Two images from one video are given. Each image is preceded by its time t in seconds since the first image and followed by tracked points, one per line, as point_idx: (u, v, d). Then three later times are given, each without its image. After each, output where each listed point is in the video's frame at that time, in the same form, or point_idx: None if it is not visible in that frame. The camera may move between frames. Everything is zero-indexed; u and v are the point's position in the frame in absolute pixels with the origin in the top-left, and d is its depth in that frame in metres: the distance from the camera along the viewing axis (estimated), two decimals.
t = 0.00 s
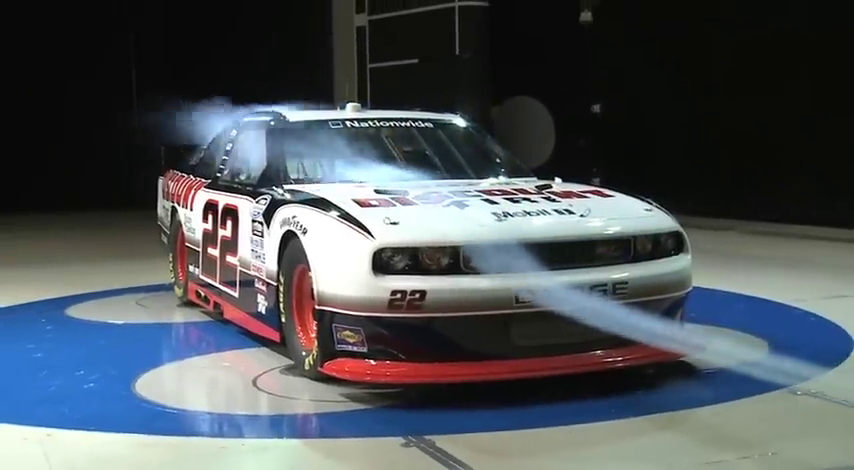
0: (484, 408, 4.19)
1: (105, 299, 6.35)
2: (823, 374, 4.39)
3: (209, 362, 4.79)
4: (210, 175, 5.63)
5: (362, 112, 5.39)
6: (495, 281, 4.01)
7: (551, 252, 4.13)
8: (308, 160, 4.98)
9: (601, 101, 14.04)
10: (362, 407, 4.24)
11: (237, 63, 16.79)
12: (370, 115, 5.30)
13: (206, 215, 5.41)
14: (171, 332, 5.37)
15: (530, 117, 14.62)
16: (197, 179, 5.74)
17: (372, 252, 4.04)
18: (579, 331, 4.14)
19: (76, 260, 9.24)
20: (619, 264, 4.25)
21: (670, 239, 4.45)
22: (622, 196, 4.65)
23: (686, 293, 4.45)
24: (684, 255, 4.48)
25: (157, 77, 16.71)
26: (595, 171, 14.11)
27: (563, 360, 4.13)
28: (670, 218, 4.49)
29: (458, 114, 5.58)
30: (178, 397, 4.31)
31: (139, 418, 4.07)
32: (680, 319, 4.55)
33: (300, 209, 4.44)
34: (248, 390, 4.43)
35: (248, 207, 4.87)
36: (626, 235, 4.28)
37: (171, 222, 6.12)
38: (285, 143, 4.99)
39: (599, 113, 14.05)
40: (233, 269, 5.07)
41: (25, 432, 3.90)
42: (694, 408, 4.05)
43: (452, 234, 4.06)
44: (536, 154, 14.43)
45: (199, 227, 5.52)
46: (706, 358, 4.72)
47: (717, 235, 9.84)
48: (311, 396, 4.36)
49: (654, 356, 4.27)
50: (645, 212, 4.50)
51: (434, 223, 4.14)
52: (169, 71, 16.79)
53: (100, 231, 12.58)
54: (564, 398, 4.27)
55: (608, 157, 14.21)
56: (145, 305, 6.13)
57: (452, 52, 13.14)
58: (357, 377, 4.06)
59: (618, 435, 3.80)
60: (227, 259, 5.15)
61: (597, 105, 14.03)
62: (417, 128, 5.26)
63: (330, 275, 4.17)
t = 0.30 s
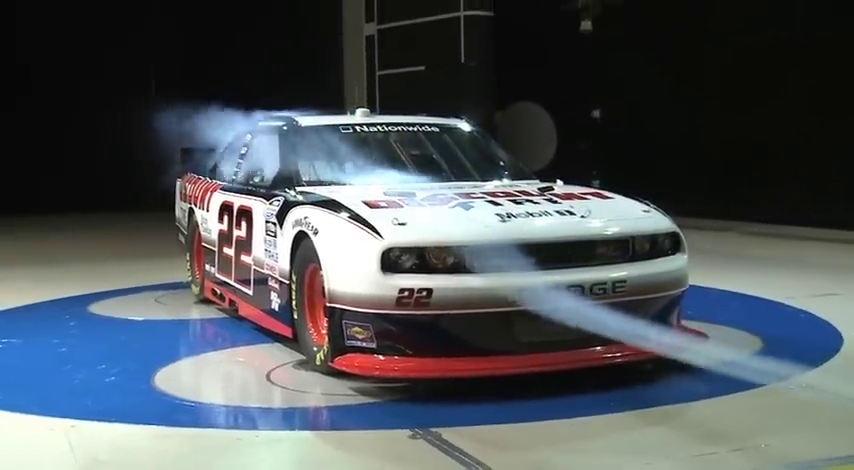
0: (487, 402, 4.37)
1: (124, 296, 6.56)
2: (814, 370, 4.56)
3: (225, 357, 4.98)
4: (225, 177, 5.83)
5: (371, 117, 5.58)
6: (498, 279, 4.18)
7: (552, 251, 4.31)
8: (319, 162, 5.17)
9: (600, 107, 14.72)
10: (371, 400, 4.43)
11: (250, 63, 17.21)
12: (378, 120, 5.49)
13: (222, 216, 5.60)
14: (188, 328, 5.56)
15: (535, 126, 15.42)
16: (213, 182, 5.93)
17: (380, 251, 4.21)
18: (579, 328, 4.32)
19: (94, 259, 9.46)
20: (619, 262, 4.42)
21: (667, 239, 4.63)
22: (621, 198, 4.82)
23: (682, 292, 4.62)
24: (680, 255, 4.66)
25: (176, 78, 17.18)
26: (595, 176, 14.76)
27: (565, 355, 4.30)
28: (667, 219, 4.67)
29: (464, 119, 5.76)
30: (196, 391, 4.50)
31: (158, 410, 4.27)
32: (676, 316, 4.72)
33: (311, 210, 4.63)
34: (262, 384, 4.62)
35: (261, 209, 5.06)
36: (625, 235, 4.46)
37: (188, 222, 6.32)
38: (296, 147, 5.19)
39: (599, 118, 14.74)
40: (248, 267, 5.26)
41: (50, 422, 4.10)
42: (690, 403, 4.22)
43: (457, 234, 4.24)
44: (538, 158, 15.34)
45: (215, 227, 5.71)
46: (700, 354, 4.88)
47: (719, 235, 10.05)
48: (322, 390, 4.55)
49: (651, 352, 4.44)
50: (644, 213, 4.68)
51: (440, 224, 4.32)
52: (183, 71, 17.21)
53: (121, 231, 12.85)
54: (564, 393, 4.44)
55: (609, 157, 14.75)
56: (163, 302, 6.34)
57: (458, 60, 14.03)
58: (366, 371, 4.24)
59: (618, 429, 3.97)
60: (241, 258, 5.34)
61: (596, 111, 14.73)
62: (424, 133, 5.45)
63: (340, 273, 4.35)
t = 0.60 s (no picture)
0: (491, 396, 4.56)
1: (143, 295, 6.77)
2: (805, 365, 4.74)
3: (240, 353, 5.18)
4: (240, 181, 6.04)
5: (380, 123, 5.79)
6: (502, 278, 4.36)
7: (554, 251, 4.49)
8: (330, 165, 5.37)
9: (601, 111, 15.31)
10: (380, 394, 4.62)
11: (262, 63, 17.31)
12: (387, 126, 5.71)
13: (237, 217, 5.80)
14: (206, 325, 5.77)
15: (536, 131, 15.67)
16: (229, 185, 6.14)
17: (389, 251, 4.39)
18: (580, 325, 4.50)
19: (105, 260, 9.67)
20: (618, 262, 4.61)
21: (665, 240, 4.82)
22: (621, 201, 5.01)
23: (679, 290, 4.80)
24: (678, 255, 4.85)
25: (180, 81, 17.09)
26: (596, 179, 15.34)
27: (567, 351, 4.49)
28: (665, 221, 4.86)
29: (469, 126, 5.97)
30: (214, 385, 4.71)
31: (176, 403, 4.47)
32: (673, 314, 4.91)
33: (323, 212, 4.82)
34: (276, 378, 4.82)
35: (275, 210, 5.26)
36: (624, 236, 4.64)
37: (205, 224, 6.53)
38: (309, 150, 5.40)
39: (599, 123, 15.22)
40: (262, 267, 5.46)
41: (73, 414, 4.30)
42: (686, 398, 4.40)
43: (463, 235, 4.42)
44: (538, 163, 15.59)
45: (231, 228, 5.91)
46: (695, 351, 5.06)
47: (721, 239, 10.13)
48: (333, 384, 4.74)
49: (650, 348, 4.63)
50: (642, 215, 4.87)
51: (446, 225, 4.51)
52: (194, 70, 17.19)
53: (132, 235, 12.94)
54: (566, 388, 4.63)
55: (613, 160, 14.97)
56: (181, 300, 6.55)
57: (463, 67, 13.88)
58: (375, 367, 4.43)
59: (616, 423, 4.16)
60: (255, 258, 5.54)
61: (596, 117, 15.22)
62: (431, 138, 5.65)
63: (350, 273, 4.54)
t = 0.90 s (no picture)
0: (494, 392, 4.75)
1: (160, 294, 6.99)
2: (797, 363, 4.92)
3: (253, 350, 5.38)
4: (254, 185, 6.24)
5: (388, 130, 5.99)
6: (505, 278, 4.55)
7: (555, 253, 4.68)
8: (340, 171, 5.58)
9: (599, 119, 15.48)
10: (387, 391, 4.81)
11: (276, 67, 17.55)
12: (395, 132, 5.91)
13: (251, 220, 6.00)
14: (220, 323, 5.98)
15: (537, 135, 16.28)
16: (243, 188, 6.34)
17: (396, 253, 4.58)
18: (579, 324, 4.68)
19: (119, 261, 9.90)
20: (617, 263, 4.80)
21: (661, 242, 5.01)
22: (619, 205, 5.21)
23: (675, 290, 4.99)
24: (674, 256, 5.04)
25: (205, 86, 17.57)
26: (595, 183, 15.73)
27: (567, 350, 4.68)
28: (662, 224, 5.05)
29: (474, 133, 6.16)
30: (228, 381, 4.91)
31: (192, 399, 4.67)
32: (670, 314, 5.09)
33: (332, 216, 5.02)
34: (287, 375, 5.02)
35: (287, 213, 5.45)
36: (622, 238, 4.83)
37: (220, 226, 6.74)
38: (319, 157, 5.62)
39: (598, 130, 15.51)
40: (274, 268, 5.66)
41: (95, 408, 4.51)
42: (682, 395, 4.58)
43: (467, 237, 4.60)
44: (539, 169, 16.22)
45: (244, 231, 6.12)
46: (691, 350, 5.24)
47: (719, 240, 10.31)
48: (342, 380, 4.94)
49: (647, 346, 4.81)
50: (639, 218, 5.06)
51: (451, 228, 4.70)
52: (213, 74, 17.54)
53: (152, 237, 13.26)
54: (566, 385, 4.82)
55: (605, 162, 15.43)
56: (197, 299, 6.76)
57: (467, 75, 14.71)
58: (383, 364, 4.62)
59: (614, 420, 4.34)
60: (268, 259, 5.74)
61: (595, 124, 15.50)
62: (437, 144, 5.85)
63: (359, 274, 4.73)
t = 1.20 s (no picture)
0: (497, 388, 4.99)
1: (179, 293, 7.27)
2: (785, 359, 5.16)
3: (268, 347, 5.64)
4: (269, 189, 6.51)
5: (396, 136, 6.24)
6: (508, 278, 4.78)
7: (555, 254, 4.92)
8: (350, 177, 5.83)
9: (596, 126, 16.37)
10: (395, 385, 5.06)
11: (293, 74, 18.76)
12: (402, 139, 6.15)
13: (265, 223, 6.27)
14: (237, 321, 6.24)
15: (537, 143, 17.02)
16: (258, 193, 6.61)
17: (403, 254, 4.81)
18: (577, 323, 4.92)
19: (137, 262, 10.23)
20: (614, 264, 5.04)
21: (656, 244, 5.25)
22: (616, 208, 5.45)
23: (669, 290, 5.23)
24: (668, 258, 5.28)
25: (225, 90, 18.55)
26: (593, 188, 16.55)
27: (566, 347, 4.92)
28: (657, 227, 5.30)
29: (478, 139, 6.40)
30: (244, 376, 5.16)
31: (210, 392, 4.92)
32: (665, 313, 5.32)
33: (343, 218, 5.26)
34: (300, 370, 5.27)
35: (299, 216, 5.71)
36: (619, 240, 5.07)
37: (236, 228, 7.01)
38: (331, 163, 5.88)
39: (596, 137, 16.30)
40: (287, 268, 5.92)
41: (119, 401, 4.77)
42: (676, 391, 4.82)
43: (471, 239, 4.84)
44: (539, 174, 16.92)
45: (259, 233, 6.39)
46: (684, 347, 5.48)
47: (714, 244, 10.56)
48: (353, 375, 5.19)
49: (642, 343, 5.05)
50: (635, 221, 5.31)
51: (456, 230, 4.94)
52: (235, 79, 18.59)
53: (175, 238, 13.82)
54: (565, 380, 5.06)
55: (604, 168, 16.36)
56: (214, 298, 7.04)
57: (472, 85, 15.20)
58: (391, 360, 4.87)
59: (611, 414, 4.58)
60: (282, 260, 6.00)
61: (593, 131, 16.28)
62: (443, 151, 6.09)
63: (368, 274, 4.97)
